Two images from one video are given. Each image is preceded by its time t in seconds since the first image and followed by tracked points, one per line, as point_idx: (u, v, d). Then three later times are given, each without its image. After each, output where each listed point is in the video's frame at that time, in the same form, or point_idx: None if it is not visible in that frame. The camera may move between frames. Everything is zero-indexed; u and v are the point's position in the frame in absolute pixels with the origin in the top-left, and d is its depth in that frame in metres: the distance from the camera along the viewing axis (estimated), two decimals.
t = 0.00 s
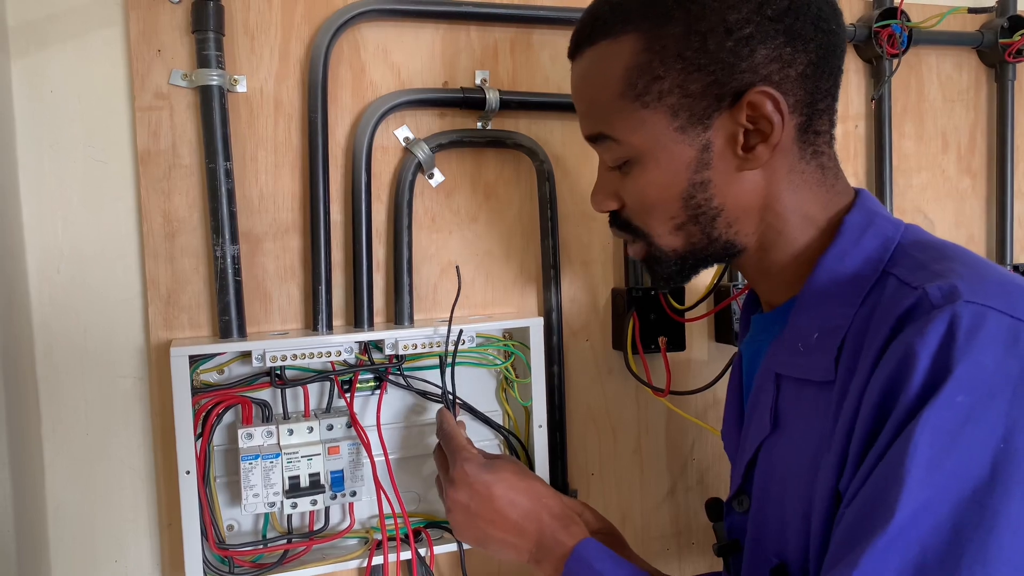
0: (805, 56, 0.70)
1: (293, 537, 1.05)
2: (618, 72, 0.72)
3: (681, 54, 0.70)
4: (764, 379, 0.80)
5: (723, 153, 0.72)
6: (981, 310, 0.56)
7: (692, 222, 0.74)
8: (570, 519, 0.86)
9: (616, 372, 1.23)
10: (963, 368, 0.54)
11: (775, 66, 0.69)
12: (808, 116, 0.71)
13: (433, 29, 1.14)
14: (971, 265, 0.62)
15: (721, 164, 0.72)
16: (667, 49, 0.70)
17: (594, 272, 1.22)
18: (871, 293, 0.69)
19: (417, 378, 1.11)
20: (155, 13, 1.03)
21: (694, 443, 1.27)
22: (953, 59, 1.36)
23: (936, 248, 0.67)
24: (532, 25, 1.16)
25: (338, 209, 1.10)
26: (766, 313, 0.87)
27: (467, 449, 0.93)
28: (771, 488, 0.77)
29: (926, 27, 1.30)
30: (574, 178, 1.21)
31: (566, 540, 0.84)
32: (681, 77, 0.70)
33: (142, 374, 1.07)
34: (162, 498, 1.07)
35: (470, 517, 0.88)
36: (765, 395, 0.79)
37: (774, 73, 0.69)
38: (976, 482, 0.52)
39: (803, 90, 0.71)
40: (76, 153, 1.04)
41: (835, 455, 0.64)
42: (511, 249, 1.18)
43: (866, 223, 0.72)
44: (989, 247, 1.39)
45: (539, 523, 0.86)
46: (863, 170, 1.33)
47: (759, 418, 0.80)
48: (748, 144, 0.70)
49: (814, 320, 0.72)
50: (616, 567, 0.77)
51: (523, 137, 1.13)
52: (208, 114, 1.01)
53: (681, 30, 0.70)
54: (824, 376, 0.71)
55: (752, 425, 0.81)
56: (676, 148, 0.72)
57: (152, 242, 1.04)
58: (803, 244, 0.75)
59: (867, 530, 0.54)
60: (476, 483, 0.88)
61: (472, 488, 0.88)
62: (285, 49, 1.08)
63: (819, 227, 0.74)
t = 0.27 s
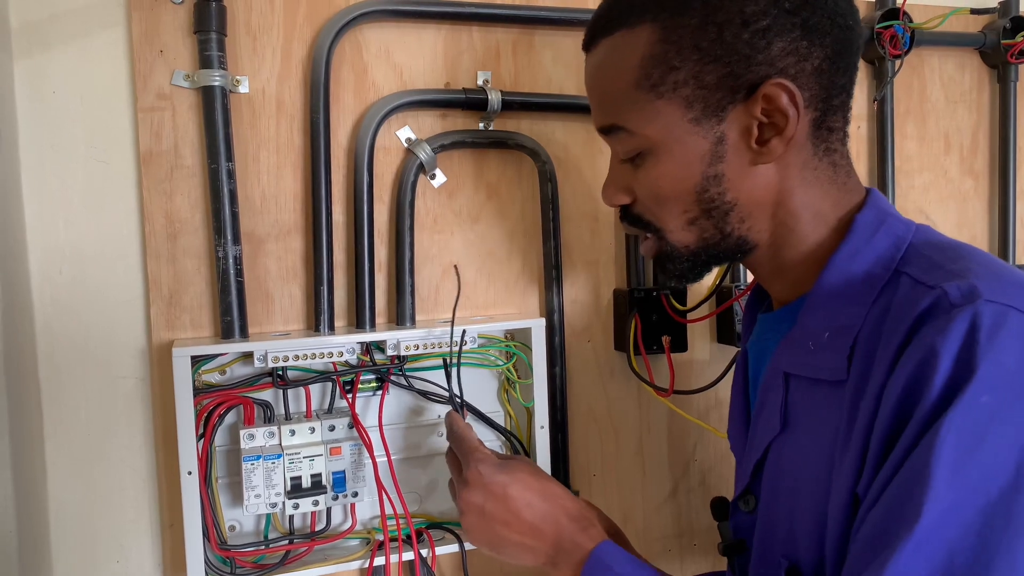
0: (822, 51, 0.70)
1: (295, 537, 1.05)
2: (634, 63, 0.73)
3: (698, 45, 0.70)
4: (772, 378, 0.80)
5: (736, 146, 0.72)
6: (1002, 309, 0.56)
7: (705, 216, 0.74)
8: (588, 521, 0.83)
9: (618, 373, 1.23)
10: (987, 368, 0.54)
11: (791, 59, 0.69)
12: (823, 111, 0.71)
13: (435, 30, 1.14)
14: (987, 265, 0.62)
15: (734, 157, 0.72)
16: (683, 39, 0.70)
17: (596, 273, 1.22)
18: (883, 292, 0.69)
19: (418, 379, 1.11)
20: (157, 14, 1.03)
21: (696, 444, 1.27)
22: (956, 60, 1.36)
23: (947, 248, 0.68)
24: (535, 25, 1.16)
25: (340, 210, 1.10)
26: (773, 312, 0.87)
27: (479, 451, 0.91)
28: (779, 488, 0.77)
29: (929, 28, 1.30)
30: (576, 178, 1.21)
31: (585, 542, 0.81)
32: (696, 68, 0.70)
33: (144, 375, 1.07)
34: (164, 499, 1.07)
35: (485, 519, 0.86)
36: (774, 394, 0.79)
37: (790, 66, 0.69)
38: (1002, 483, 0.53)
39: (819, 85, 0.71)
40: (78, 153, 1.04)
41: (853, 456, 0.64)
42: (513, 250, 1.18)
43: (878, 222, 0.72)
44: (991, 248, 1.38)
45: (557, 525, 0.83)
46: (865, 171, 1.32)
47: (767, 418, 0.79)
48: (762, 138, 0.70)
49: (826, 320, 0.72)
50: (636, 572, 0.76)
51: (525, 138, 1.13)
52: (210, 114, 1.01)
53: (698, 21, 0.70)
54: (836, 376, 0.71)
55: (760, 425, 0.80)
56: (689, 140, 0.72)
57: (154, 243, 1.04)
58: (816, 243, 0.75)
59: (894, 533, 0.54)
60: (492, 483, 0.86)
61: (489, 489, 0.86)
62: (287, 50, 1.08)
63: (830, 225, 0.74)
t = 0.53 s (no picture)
0: (832, 45, 0.71)
1: (297, 536, 1.05)
2: (644, 56, 0.73)
3: (708, 37, 0.70)
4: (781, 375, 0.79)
5: (746, 140, 0.72)
6: None
7: (714, 211, 0.74)
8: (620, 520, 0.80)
9: (620, 372, 1.23)
10: (1016, 369, 0.54)
11: (802, 53, 0.69)
12: (833, 106, 0.71)
13: (437, 29, 1.13)
14: (1004, 262, 0.62)
15: (744, 152, 0.72)
16: (694, 32, 0.70)
17: (598, 272, 1.22)
18: (897, 289, 0.69)
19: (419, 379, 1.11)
20: (159, 14, 1.03)
21: (698, 443, 1.27)
22: (958, 59, 1.36)
23: (961, 244, 0.68)
24: (536, 24, 1.16)
25: (342, 209, 1.10)
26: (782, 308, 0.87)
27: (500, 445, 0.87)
28: (791, 486, 0.77)
29: (931, 27, 1.30)
30: (578, 178, 1.21)
31: (621, 542, 0.78)
32: (707, 61, 0.70)
33: (146, 374, 1.07)
34: (166, 498, 1.07)
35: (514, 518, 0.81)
36: (783, 391, 0.78)
37: (801, 60, 0.70)
38: None
39: (829, 79, 0.71)
40: (80, 153, 1.04)
41: (875, 457, 0.63)
42: (515, 249, 1.18)
43: (890, 220, 0.72)
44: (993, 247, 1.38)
45: (591, 525, 0.80)
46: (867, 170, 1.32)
47: (776, 415, 0.79)
48: (772, 132, 0.70)
49: (840, 318, 0.72)
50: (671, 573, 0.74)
51: (526, 137, 1.14)
52: (212, 114, 1.01)
53: (709, 14, 0.70)
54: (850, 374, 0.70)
55: (770, 423, 0.80)
56: (699, 134, 0.72)
57: (155, 243, 1.04)
58: (826, 240, 0.75)
59: (931, 541, 0.54)
60: (521, 480, 0.81)
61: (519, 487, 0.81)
62: (289, 49, 1.08)
63: (839, 221, 0.74)
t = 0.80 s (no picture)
0: (830, 45, 0.70)
1: (297, 535, 1.05)
2: (642, 61, 0.73)
3: (705, 41, 0.70)
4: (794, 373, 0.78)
5: (747, 142, 0.72)
6: None
7: (716, 212, 0.75)
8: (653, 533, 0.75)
9: (620, 371, 1.23)
10: None
11: (800, 54, 0.69)
12: (833, 106, 0.71)
13: (437, 28, 1.13)
14: None
15: (745, 153, 0.72)
16: (691, 36, 0.70)
17: (599, 271, 1.22)
18: (916, 289, 0.68)
19: (419, 379, 1.11)
20: (159, 13, 1.03)
21: (699, 442, 1.27)
22: (959, 59, 1.36)
23: (978, 245, 0.67)
24: (537, 24, 1.16)
25: (342, 208, 1.10)
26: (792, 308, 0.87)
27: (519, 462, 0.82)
28: (803, 487, 0.75)
29: (932, 26, 1.30)
30: (578, 177, 1.21)
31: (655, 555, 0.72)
32: (704, 65, 0.70)
33: (146, 373, 1.07)
34: (167, 496, 1.07)
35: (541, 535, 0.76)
36: (797, 390, 0.76)
37: (799, 62, 0.69)
38: None
39: (828, 80, 0.71)
40: (81, 152, 1.04)
41: (900, 456, 0.62)
42: (515, 248, 1.18)
43: (905, 218, 0.72)
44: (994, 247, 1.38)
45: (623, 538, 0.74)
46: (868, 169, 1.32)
47: (789, 414, 0.77)
48: (773, 134, 0.70)
49: (857, 318, 0.71)
50: None
51: (527, 136, 1.14)
52: (213, 112, 1.01)
53: (706, 18, 0.70)
54: (869, 374, 0.69)
55: (782, 424, 0.78)
56: (699, 137, 0.72)
57: (156, 242, 1.04)
58: (835, 239, 0.74)
59: (982, 547, 0.52)
60: (551, 493, 0.76)
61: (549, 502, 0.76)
62: (289, 48, 1.08)
63: (847, 219, 0.74)
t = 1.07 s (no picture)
0: (838, 43, 0.71)
1: (297, 534, 1.05)
2: (652, 59, 0.74)
3: (716, 39, 0.71)
4: (804, 372, 0.76)
5: (757, 138, 0.72)
6: None
7: (725, 210, 0.74)
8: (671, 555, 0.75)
9: (620, 371, 1.23)
10: None
11: (809, 51, 0.70)
12: (841, 103, 0.72)
13: (437, 28, 1.14)
14: None
15: (755, 150, 0.72)
16: (701, 34, 0.71)
17: (599, 271, 1.22)
18: (926, 286, 0.67)
19: (418, 379, 1.11)
20: (159, 12, 1.03)
21: (699, 442, 1.27)
22: (958, 58, 1.36)
23: (984, 243, 0.68)
24: (536, 23, 1.16)
25: (342, 207, 1.10)
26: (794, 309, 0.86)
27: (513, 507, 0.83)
28: (813, 488, 0.73)
29: (931, 26, 1.30)
30: (578, 177, 1.21)
31: None
32: (715, 62, 0.71)
33: (146, 372, 1.07)
34: (166, 495, 1.07)
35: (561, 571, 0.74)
36: (808, 389, 0.75)
37: (808, 59, 0.70)
38: None
39: (836, 77, 0.71)
40: (81, 152, 1.04)
41: (921, 450, 0.61)
42: (515, 247, 1.18)
43: (911, 217, 0.71)
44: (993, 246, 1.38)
45: (640, 560, 0.74)
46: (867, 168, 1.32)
47: (799, 414, 0.76)
48: (782, 130, 0.70)
49: (868, 315, 0.70)
50: None
51: (527, 136, 1.14)
52: (212, 111, 1.02)
53: (716, 16, 0.71)
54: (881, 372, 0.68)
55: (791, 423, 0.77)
56: (709, 133, 0.72)
57: (156, 241, 1.04)
58: (843, 235, 0.74)
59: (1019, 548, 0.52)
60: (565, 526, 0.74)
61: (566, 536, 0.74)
62: (289, 47, 1.08)
63: (854, 217, 0.73)
